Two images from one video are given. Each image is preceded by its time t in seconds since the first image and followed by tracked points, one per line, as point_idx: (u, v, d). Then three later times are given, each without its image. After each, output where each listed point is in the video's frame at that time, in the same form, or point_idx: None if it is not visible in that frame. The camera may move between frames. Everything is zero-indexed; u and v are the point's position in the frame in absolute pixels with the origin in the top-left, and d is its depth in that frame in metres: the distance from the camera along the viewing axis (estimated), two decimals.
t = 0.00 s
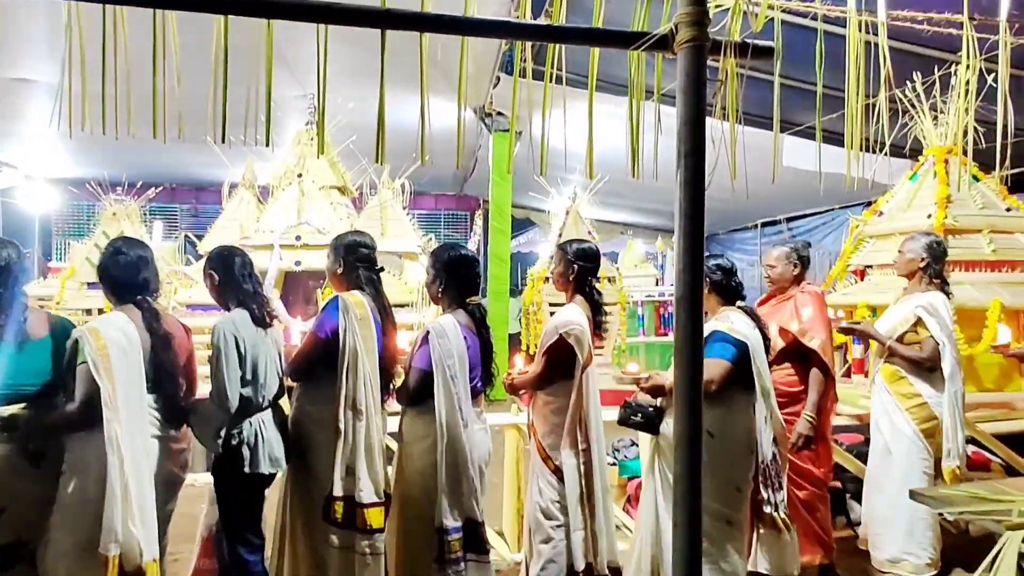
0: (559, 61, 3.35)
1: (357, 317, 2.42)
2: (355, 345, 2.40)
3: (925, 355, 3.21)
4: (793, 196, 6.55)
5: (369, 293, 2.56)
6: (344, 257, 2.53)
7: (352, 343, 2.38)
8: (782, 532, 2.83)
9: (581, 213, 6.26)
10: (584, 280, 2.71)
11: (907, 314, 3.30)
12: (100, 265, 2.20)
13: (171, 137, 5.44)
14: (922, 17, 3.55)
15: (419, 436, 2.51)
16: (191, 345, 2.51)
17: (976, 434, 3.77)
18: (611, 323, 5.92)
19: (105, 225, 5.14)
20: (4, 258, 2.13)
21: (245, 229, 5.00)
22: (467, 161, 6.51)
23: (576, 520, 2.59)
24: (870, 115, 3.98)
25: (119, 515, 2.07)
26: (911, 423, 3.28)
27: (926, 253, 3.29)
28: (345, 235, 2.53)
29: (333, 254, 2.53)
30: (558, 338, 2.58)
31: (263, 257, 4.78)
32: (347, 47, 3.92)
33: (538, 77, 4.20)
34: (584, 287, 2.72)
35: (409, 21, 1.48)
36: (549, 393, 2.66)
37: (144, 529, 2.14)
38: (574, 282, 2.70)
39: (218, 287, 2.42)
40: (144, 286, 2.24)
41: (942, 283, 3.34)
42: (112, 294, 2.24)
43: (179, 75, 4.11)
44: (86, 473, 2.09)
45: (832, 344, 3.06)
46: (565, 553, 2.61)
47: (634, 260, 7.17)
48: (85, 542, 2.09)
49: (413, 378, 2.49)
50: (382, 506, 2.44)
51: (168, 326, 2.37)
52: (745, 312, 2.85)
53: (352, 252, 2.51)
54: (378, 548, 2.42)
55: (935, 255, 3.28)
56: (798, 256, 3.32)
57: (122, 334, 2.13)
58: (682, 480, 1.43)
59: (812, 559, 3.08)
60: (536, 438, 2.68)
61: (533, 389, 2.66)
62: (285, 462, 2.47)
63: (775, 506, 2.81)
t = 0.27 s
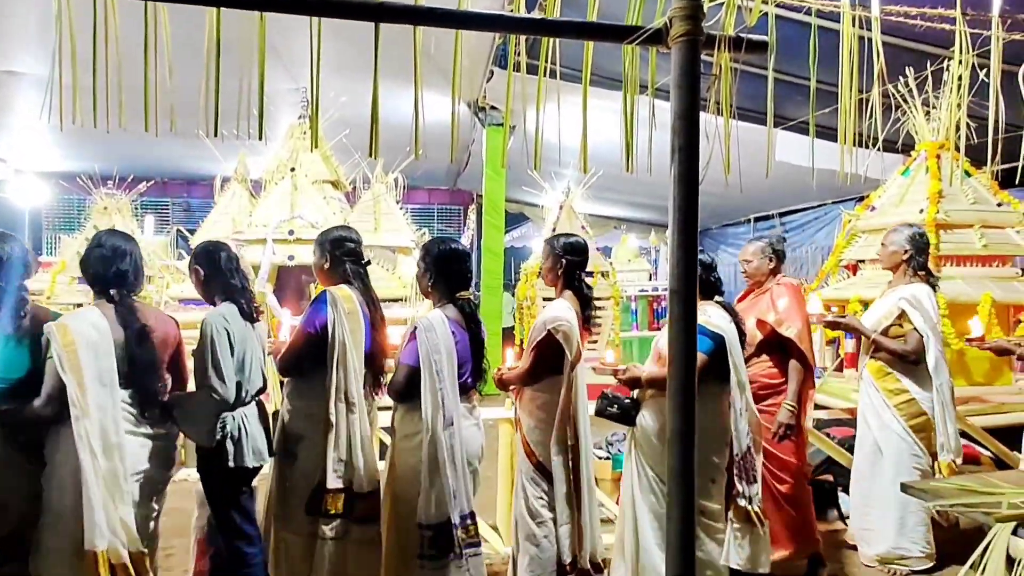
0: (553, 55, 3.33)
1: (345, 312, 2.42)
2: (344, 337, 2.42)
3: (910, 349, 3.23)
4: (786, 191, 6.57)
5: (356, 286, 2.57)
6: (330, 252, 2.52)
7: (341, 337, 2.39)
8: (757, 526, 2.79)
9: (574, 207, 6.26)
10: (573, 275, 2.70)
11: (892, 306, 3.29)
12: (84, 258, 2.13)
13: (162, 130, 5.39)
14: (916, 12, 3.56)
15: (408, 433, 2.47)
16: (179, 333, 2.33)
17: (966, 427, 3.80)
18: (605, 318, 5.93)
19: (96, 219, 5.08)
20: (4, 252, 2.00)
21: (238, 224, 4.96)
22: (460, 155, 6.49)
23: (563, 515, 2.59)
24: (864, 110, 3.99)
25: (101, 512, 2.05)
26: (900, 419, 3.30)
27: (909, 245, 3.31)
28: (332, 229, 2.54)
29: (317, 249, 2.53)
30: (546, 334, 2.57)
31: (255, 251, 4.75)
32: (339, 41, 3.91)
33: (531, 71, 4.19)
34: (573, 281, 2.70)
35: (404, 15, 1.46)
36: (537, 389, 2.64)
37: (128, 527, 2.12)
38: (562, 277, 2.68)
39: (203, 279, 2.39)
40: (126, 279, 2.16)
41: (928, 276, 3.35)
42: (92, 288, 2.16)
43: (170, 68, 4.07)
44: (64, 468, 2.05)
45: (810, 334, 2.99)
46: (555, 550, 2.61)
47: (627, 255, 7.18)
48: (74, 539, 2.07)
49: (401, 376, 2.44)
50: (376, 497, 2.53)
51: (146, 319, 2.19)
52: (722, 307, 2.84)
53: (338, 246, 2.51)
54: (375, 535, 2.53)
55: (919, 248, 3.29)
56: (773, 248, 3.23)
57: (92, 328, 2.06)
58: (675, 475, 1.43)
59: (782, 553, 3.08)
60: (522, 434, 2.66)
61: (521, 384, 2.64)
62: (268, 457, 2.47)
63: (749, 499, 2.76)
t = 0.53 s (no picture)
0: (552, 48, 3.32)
1: (332, 305, 2.41)
2: (332, 332, 2.40)
3: (897, 343, 3.22)
4: (782, 186, 6.57)
5: (344, 281, 2.55)
6: (320, 245, 2.51)
7: (327, 331, 2.38)
8: (722, 517, 2.83)
9: (570, 202, 6.26)
10: (565, 269, 2.68)
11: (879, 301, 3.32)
12: (70, 249, 2.10)
13: (157, 124, 5.37)
14: (914, 7, 3.56)
15: (400, 427, 2.48)
16: (168, 323, 2.30)
17: (960, 421, 3.82)
18: (602, 312, 5.93)
19: (91, 213, 5.06)
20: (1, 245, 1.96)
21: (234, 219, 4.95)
22: (457, 149, 6.47)
23: (557, 509, 2.58)
24: (861, 104, 3.99)
25: (68, 509, 1.97)
26: (891, 414, 3.33)
27: (896, 239, 3.31)
28: (321, 222, 2.54)
29: (307, 242, 2.52)
30: (537, 328, 2.56)
31: (251, 245, 4.74)
32: (336, 35, 3.89)
33: (528, 65, 4.18)
34: (566, 275, 2.68)
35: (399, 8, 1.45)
36: (527, 383, 2.62)
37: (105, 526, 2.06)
38: (555, 271, 2.67)
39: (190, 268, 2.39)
40: (113, 272, 2.13)
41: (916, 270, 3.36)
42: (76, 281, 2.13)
43: (165, 61, 4.05)
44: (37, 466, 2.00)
45: (798, 326, 3.02)
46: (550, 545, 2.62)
47: (624, 250, 7.19)
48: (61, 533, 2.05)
49: (390, 371, 2.45)
50: (371, 490, 2.49)
51: (128, 314, 2.16)
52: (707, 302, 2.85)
53: (328, 239, 2.49)
54: (371, 527, 2.48)
55: (907, 242, 3.29)
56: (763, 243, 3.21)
57: (67, 323, 2.01)
58: (672, 468, 1.43)
59: (766, 546, 3.06)
60: (513, 427, 2.64)
61: (514, 378, 2.63)
62: (251, 452, 2.47)
63: (718, 490, 2.83)
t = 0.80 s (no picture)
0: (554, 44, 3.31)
1: (321, 300, 2.33)
2: (321, 331, 2.32)
3: (881, 339, 3.14)
4: (783, 182, 6.56)
5: (337, 276, 2.46)
6: (311, 239, 2.46)
7: (317, 327, 2.30)
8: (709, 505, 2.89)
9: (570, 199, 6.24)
10: (563, 265, 2.62)
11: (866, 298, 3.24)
12: (66, 244, 2.10)
13: (157, 120, 5.35)
14: (915, 3, 3.55)
15: (390, 423, 2.43)
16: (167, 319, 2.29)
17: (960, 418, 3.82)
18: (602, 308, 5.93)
19: (90, 210, 5.03)
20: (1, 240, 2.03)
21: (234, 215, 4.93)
22: (457, 145, 6.45)
23: (556, 507, 2.52)
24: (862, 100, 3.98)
25: (36, 513, 1.96)
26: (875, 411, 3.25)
27: (880, 235, 3.23)
28: (314, 215, 2.47)
29: (299, 237, 2.45)
30: (535, 324, 2.49)
31: (251, 241, 4.73)
32: (336, 31, 3.88)
33: (529, 61, 4.17)
34: (563, 272, 2.62)
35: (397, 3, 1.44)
36: (525, 380, 2.57)
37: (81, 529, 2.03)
38: (553, 267, 2.60)
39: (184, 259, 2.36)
40: (107, 268, 2.11)
41: (903, 266, 3.28)
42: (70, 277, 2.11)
43: (163, 56, 4.04)
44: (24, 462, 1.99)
45: (793, 323, 2.91)
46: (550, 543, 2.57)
47: (624, 246, 7.18)
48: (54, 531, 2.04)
49: (381, 364, 2.42)
50: (364, 488, 2.38)
51: (121, 310, 2.14)
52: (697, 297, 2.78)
53: (320, 233, 2.44)
54: (361, 529, 2.36)
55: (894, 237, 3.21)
56: (762, 239, 3.12)
57: (56, 318, 1.99)
58: (672, 463, 1.43)
59: (759, 543, 2.97)
60: (511, 424, 2.58)
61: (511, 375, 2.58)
62: (243, 447, 2.40)
63: (710, 479, 2.84)
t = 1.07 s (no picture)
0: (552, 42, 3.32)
1: (305, 298, 2.25)
2: (304, 326, 2.24)
3: (861, 334, 3.12)
4: (781, 179, 6.56)
5: (327, 274, 2.39)
6: (301, 237, 2.37)
7: (302, 327, 2.22)
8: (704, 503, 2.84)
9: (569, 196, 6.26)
10: (559, 264, 2.59)
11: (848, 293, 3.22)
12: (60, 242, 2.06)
13: (153, 117, 5.34)
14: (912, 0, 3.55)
15: (382, 422, 2.34)
16: (162, 317, 2.29)
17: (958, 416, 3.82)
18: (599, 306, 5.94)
19: (86, 207, 5.02)
20: None
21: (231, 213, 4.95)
22: (455, 143, 6.45)
23: (552, 506, 2.50)
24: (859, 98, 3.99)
25: (17, 510, 1.97)
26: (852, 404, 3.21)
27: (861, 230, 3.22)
28: (304, 212, 2.38)
29: (288, 234, 2.37)
30: (531, 324, 2.46)
31: (248, 239, 4.73)
32: (333, 28, 3.88)
33: (526, 58, 4.18)
34: (558, 270, 2.60)
35: None
36: (520, 378, 2.54)
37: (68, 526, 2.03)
38: (548, 265, 2.58)
39: (191, 261, 2.36)
40: (105, 265, 2.10)
41: (885, 261, 3.23)
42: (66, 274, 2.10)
43: (160, 54, 4.03)
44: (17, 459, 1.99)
45: (789, 322, 2.82)
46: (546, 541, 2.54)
47: (622, 244, 7.19)
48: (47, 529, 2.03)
49: (369, 360, 2.34)
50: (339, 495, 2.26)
51: (118, 307, 2.13)
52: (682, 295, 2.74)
53: (310, 230, 2.36)
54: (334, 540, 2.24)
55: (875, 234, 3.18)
56: (756, 236, 3.03)
57: (51, 315, 1.98)
58: (671, 458, 1.43)
59: (742, 550, 2.92)
60: (507, 421, 2.56)
61: (506, 374, 2.55)
62: (238, 444, 2.34)
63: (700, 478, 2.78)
